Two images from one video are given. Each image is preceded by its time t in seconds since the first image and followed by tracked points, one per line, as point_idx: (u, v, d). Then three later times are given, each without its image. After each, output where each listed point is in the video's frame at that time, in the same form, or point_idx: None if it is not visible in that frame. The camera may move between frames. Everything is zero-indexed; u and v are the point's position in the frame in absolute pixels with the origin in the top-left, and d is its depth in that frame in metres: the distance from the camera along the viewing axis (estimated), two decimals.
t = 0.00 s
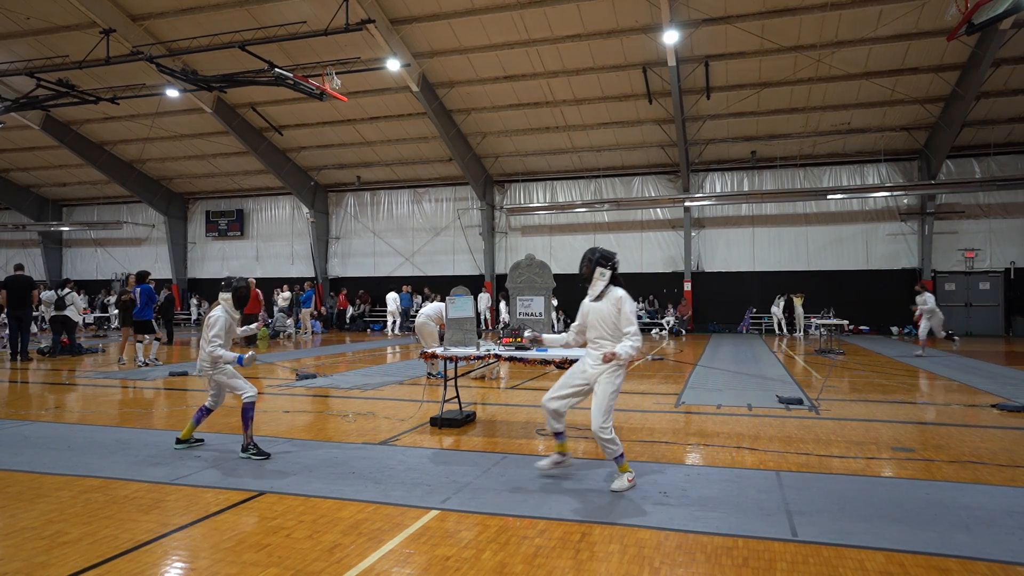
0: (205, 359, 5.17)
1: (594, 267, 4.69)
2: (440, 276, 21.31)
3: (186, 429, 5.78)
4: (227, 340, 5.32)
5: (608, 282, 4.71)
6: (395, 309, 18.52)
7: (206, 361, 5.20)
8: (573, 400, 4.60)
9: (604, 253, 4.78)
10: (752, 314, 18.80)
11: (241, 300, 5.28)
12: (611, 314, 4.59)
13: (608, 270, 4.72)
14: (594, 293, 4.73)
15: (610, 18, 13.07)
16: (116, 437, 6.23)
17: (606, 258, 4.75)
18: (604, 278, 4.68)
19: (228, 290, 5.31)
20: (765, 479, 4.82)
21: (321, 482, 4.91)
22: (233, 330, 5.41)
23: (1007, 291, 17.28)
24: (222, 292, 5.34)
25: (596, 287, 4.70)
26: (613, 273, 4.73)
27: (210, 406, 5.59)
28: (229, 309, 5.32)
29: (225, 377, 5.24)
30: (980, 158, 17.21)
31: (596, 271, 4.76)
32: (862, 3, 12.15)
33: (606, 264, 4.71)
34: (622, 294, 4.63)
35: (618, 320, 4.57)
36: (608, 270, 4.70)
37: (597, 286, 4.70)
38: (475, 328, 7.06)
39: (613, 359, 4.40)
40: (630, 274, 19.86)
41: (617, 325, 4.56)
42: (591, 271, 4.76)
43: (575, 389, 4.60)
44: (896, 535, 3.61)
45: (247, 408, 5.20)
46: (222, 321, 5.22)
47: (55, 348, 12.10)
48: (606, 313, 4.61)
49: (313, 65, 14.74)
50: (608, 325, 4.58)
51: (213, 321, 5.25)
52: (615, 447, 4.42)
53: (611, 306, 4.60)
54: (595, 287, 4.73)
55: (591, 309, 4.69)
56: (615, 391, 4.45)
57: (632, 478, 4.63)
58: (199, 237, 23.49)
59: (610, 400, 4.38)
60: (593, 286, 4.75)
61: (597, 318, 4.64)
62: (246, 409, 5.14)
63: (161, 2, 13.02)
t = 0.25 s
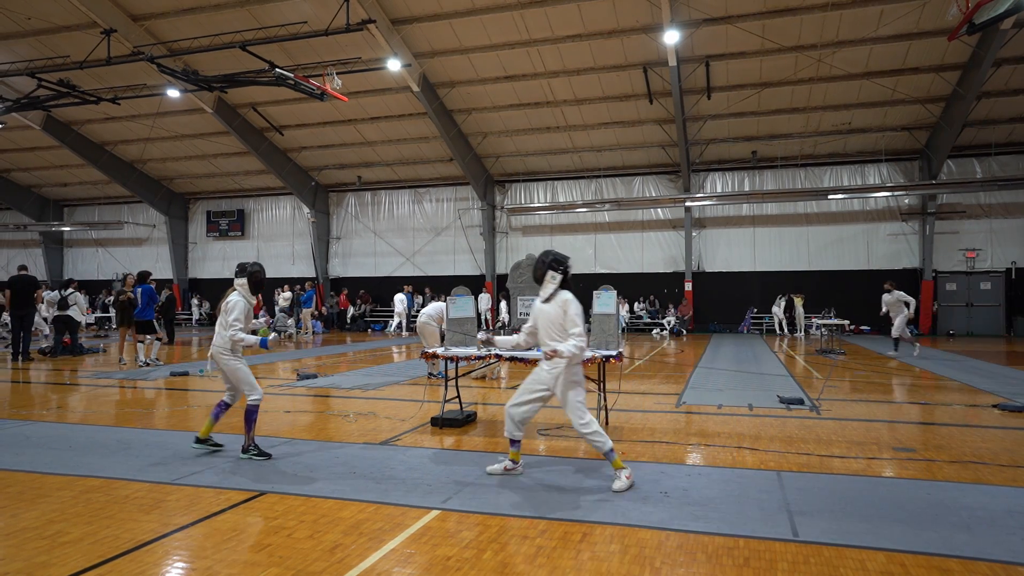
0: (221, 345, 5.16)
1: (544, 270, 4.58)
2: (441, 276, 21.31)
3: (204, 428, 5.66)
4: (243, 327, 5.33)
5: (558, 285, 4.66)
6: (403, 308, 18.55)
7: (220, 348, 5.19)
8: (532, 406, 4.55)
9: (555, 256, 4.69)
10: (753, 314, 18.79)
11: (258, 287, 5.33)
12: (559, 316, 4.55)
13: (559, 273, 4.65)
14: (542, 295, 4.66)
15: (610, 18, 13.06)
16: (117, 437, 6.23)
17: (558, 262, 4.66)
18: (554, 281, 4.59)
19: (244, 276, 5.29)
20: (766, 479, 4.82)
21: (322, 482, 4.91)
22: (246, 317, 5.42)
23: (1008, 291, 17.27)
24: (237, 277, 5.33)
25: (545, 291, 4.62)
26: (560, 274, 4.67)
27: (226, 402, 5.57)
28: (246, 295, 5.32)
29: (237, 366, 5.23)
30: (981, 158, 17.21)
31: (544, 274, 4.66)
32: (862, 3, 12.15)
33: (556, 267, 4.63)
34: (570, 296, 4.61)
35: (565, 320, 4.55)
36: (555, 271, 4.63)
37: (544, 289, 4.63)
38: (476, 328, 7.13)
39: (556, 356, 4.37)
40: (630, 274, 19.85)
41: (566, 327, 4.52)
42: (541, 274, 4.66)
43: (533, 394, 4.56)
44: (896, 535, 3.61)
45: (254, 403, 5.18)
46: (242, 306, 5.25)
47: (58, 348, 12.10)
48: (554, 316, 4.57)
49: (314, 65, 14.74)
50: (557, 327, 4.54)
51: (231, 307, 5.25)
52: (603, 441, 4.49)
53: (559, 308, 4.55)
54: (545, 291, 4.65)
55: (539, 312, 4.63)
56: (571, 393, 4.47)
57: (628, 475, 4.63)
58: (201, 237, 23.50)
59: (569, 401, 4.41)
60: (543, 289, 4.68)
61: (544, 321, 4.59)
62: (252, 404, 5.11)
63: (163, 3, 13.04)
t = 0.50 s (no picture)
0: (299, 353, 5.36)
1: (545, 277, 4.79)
2: (492, 276, 21.43)
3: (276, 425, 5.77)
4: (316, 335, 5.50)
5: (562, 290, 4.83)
6: (460, 307, 18.73)
7: (298, 356, 5.38)
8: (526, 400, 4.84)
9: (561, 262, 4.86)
10: (812, 314, 18.24)
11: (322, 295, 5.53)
12: (558, 320, 4.72)
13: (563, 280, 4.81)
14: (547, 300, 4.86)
15: (663, 14, 12.89)
16: (184, 431, 6.49)
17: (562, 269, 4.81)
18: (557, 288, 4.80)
19: (308, 287, 5.52)
20: (830, 485, 4.65)
21: (377, 479, 4.99)
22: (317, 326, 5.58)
23: None
24: (301, 289, 5.53)
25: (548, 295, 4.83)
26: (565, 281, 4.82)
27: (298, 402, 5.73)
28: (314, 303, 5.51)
29: (316, 372, 5.38)
30: None
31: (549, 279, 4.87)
32: None
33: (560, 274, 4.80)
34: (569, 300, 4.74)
35: (563, 325, 4.70)
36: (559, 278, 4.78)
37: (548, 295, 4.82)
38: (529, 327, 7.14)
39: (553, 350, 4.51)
40: (684, 273, 19.53)
41: (562, 330, 4.69)
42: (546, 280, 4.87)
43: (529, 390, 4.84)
44: (972, 546, 3.43)
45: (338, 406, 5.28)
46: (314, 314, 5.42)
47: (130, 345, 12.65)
48: (554, 319, 4.75)
49: (367, 68, 15.05)
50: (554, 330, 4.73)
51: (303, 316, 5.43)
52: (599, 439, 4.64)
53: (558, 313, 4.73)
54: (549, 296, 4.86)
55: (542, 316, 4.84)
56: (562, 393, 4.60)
57: (626, 470, 4.85)
58: (259, 240, 24.24)
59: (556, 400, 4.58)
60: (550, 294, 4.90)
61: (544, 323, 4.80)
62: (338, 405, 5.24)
63: (224, 13, 13.53)
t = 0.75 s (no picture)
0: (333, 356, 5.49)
1: (526, 291, 5.02)
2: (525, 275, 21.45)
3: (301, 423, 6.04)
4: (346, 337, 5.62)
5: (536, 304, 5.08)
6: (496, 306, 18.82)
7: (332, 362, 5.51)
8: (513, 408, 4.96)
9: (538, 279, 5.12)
10: (852, 314, 17.84)
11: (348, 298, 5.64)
12: (540, 332, 4.95)
13: (539, 295, 5.08)
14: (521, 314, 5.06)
15: (699, 10, 12.74)
16: (224, 428, 6.64)
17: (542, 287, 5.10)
18: (534, 302, 5.06)
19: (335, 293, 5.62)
20: (870, 489, 4.54)
21: (411, 477, 5.04)
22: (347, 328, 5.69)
23: None
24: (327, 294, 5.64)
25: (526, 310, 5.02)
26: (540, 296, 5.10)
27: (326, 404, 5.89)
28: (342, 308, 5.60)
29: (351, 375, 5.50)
30: None
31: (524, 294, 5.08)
32: None
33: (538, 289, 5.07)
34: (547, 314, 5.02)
35: (545, 336, 4.95)
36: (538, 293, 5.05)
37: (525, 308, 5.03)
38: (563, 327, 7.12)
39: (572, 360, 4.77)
40: (719, 273, 19.27)
41: (547, 342, 4.93)
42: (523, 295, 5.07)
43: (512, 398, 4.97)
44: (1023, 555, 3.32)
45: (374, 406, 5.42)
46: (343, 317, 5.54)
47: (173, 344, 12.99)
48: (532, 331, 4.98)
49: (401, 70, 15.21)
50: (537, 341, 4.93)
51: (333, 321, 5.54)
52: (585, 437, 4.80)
53: (539, 325, 4.96)
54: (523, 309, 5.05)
55: (519, 329, 5.02)
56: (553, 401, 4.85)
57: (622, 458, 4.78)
58: (295, 240, 24.65)
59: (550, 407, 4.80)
60: (521, 307, 5.10)
61: (523, 336, 4.96)
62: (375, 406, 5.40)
63: (262, 18, 13.80)
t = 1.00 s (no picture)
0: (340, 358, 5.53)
1: (539, 274, 5.09)
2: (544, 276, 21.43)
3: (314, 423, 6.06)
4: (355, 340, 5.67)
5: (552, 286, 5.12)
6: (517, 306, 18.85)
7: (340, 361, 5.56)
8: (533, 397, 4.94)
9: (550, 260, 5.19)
10: (876, 314, 17.60)
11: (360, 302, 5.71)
12: (556, 313, 4.96)
13: (553, 276, 5.14)
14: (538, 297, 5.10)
15: (720, 8, 12.63)
16: (245, 427, 6.71)
17: (553, 267, 5.16)
18: (549, 283, 5.11)
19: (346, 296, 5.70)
20: (894, 492, 4.47)
21: (431, 477, 5.06)
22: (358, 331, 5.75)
23: None
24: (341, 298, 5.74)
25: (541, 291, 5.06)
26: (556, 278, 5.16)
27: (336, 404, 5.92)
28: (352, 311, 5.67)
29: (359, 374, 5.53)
30: None
31: (540, 276, 5.14)
32: None
33: (553, 271, 5.13)
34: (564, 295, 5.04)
35: (563, 317, 4.95)
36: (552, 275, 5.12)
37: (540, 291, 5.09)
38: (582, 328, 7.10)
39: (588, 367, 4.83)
40: (740, 273, 19.09)
41: (564, 322, 4.94)
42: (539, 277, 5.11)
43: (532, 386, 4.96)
44: None
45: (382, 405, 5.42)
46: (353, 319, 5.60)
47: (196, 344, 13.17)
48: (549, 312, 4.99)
49: (421, 72, 15.27)
50: (553, 323, 4.95)
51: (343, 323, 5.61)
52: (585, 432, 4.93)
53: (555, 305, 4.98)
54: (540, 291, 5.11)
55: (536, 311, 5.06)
56: (572, 385, 4.86)
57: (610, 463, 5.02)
58: (315, 241, 24.86)
59: (570, 393, 4.79)
60: (538, 291, 5.16)
61: (542, 318, 4.98)
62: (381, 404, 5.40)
63: (282, 21, 13.94)
